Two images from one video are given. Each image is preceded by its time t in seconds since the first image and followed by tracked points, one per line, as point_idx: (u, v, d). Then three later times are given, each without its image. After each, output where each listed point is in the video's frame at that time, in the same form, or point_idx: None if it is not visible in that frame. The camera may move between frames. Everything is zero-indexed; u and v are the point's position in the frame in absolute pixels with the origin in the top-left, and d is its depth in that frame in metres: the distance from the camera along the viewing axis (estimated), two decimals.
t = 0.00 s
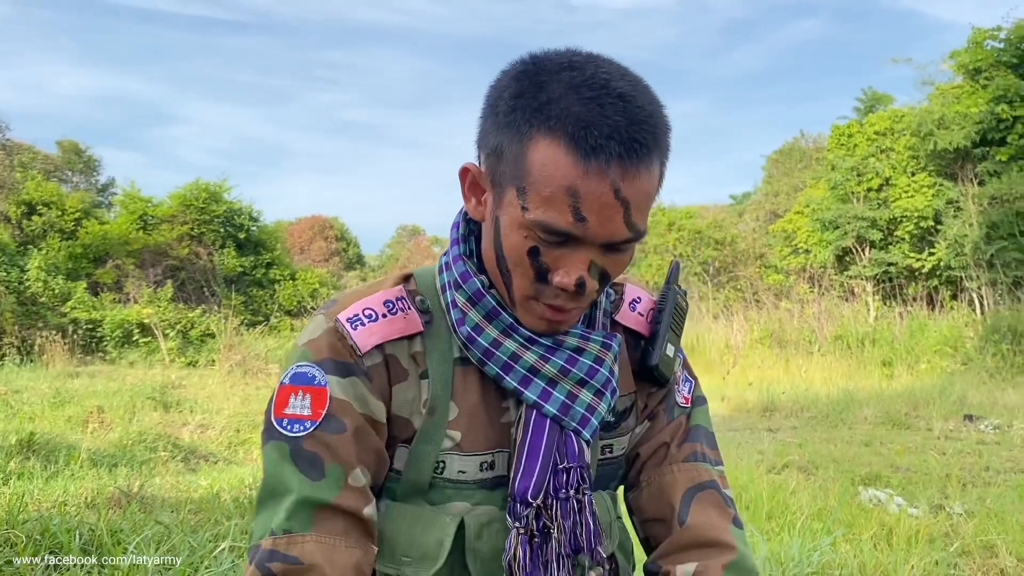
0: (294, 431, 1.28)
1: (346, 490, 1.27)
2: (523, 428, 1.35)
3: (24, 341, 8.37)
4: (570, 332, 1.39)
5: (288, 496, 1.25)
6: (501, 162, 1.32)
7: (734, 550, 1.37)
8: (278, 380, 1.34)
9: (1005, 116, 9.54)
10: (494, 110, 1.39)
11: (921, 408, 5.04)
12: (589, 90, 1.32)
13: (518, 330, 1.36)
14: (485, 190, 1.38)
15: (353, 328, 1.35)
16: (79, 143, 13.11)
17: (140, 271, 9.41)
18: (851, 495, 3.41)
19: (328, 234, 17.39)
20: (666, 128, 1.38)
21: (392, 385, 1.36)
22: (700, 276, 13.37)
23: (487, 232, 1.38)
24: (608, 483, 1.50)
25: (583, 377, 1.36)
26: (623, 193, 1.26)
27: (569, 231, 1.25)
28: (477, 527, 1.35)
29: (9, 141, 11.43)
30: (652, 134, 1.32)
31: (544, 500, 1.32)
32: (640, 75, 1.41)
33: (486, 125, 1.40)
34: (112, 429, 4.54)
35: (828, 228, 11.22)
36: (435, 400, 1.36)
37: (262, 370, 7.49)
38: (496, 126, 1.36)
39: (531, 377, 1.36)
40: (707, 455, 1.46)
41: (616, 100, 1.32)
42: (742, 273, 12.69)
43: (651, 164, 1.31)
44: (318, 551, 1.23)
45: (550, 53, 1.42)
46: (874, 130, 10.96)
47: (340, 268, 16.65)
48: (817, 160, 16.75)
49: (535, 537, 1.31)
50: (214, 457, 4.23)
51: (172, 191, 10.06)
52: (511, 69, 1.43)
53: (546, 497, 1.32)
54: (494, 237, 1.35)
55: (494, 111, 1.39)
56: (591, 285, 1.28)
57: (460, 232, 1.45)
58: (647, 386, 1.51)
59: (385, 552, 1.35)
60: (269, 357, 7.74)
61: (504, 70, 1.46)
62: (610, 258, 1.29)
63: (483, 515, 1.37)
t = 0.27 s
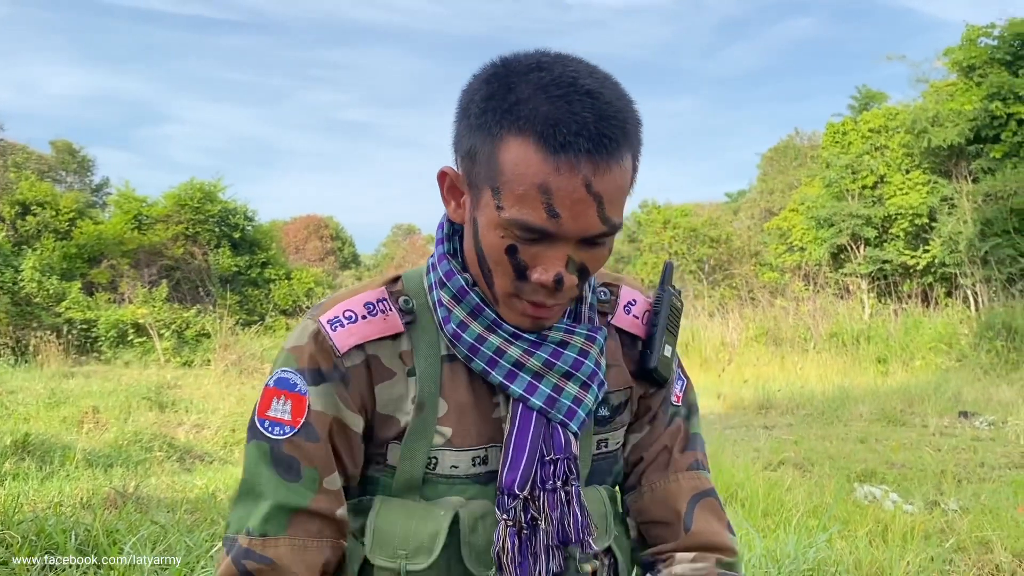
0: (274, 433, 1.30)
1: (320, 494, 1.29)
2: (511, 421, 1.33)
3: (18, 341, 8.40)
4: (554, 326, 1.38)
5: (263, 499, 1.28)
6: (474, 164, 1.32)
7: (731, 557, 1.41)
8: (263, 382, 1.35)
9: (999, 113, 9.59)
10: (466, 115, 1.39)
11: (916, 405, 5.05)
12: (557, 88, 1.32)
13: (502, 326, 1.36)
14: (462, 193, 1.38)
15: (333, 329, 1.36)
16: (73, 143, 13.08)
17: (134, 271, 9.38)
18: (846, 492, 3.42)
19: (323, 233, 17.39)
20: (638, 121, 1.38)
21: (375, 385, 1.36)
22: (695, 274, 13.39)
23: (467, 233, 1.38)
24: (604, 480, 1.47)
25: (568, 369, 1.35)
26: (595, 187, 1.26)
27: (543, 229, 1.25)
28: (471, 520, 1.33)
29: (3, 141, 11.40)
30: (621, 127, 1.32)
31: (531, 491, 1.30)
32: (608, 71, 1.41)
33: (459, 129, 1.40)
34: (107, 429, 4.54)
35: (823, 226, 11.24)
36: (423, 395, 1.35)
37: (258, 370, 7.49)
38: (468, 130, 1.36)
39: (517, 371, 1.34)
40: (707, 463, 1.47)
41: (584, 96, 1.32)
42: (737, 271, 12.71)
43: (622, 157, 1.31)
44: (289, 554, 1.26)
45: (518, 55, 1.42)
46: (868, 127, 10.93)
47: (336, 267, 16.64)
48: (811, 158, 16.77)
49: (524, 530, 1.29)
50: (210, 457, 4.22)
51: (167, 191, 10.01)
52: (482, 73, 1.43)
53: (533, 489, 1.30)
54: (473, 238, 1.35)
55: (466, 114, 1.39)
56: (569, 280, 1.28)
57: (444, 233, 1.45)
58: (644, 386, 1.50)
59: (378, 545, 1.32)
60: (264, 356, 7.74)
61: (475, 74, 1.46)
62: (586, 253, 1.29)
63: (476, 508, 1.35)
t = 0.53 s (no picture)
0: (280, 421, 1.30)
1: (326, 483, 1.30)
2: (503, 425, 1.33)
3: (13, 342, 8.46)
4: (553, 331, 1.38)
5: (271, 490, 1.27)
6: (480, 163, 1.32)
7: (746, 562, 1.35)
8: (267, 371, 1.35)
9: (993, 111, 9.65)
10: (472, 115, 1.39)
11: (911, 402, 5.06)
12: (563, 87, 1.32)
13: (502, 327, 1.36)
14: (467, 193, 1.37)
15: (336, 320, 1.37)
16: (67, 144, 13.05)
17: (130, 271, 9.35)
18: (842, 489, 3.42)
19: (319, 233, 17.38)
20: (644, 121, 1.38)
21: (374, 380, 1.36)
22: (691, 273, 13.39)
23: (471, 233, 1.38)
24: (599, 489, 1.49)
25: (565, 376, 1.35)
26: (601, 184, 1.26)
27: (550, 225, 1.25)
28: (461, 523, 1.33)
29: None
30: (627, 125, 1.32)
31: (518, 496, 1.29)
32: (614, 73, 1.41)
33: (465, 130, 1.40)
34: (103, 430, 4.53)
35: (818, 225, 11.26)
36: (419, 393, 1.35)
37: (254, 369, 7.48)
38: (474, 130, 1.36)
39: (513, 374, 1.34)
40: (718, 467, 1.43)
41: (590, 95, 1.33)
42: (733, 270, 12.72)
43: (628, 155, 1.31)
44: (297, 545, 1.26)
45: (524, 57, 1.43)
46: (863, 125, 10.97)
47: (332, 266, 16.61)
48: (807, 156, 16.79)
49: (510, 532, 1.28)
50: (206, 457, 4.22)
51: (162, 191, 9.96)
52: (488, 75, 1.44)
53: (520, 494, 1.29)
54: (478, 237, 1.35)
55: (471, 115, 1.39)
56: (575, 278, 1.28)
57: (449, 230, 1.45)
58: (646, 396, 1.49)
59: (367, 543, 1.31)
60: (260, 356, 7.73)
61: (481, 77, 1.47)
62: (592, 250, 1.28)
63: (468, 510, 1.34)
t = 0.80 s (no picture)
0: (273, 435, 1.31)
1: (318, 498, 1.31)
2: (502, 444, 1.33)
3: (10, 343, 8.51)
4: (557, 350, 1.38)
5: (261, 505, 1.29)
6: (498, 181, 1.30)
7: None
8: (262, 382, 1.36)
9: (989, 110, 9.69)
10: (492, 126, 1.36)
11: (908, 401, 5.07)
12: (591, 107, 1.30)
13: (503, 344, 1.36)
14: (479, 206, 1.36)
15: (328, 334, 1.37)
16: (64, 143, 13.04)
17: (127, 271, 9.35)
18: (839, 489, 3.43)
19: (315, 233, 17.37)
20: (669, 144, 1.36)
21: (366, 394, 1.36)
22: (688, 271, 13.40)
23: (480, 247, 1.37)
24: (603, 502, 1.51)
25: (566, 398, 1.35)
26: (625, 214, 1.25)
27: (569, 253, 1.24)
28: (460, 541, 1.34)
29: None
30: (654, 151, 1.31)
31: (515, 521, 1.29)
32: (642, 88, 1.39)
33: (483, 139, 1.38)
34: (100, 430, 4.53)
35: (815, 223, 11.22)
36: (416, 409, 1.35)
37: (251, 370, 7.48)
38: (494, 143, 1.33)
39: (513, 394, 1.35)
40: (728, 484, 1.42)
41: (619, 117, 1.30)
42: (730, 269, 12.73)
43: (653, 183, 1.30)
44: (287, 560, 1.28)
45: (549, 65, 1.40)
46: (860, 124, 11.00)
47: (329, 266, 16.60)
48: (803, 155, 16.81)
49: (505, 558, 1.28)
50: (203, 457, 4.22)
51: (159, 191, 9.89)
52: (510, 81, 1.40)
53: (517, 519, 1.29)
54: (489, 254, 1.34)
55: (492, 125, 1.36)
56: (590, 306, 1.28)
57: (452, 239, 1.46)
58: (653, 410, 1.49)
59: (363, 560, 1.33)
60: (258, 356, 7.73)
61: (502, 81, 1.43)
62: (608, 277, 1.28)
63: (467, 529, 1.35)
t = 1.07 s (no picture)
0: (268, 431, 1.32)
1: (317, 494, 1.32)
2: (492, 445, 1.34)
3: (7, 343, 8.52)
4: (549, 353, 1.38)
5: (259, 503, 1.29)
6: (493, 188, 1.29)
7: None
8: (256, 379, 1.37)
9: (987, 110, 9.69)
10: (487, 131, 1.35)
11: (906, 400, 5.08)
12: (588, 114, 1.29)
13: (493, 345, 1.36)
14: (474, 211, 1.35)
15: (319, 330, 1.37)
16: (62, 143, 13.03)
17: (125, 271, 9.35)
18: (837, 488, 3.43)
19: (314, 233, 17.37)
20: (666, 149, 1.35)
21: (359, 391, 1.36)
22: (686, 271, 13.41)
23: (475, 253, 1.36)
24: (600, 503, 1.50)
25: (556, 399, 1.35)
26: (622, 223, 1.25)
27: (564, 263, 1.24)
28: (452, 542, 1.33)
29: None
30: (651, 159, 1.30)
31: (502, 523, 1.30)
32: (639, 93, 1.37)
33: (477, 144, 1.36)
34: (98, 431, 4.53)
35: (813, 223, 11.22)
36: (408, 408, 1.35)
37: (249, 370, 7.47)
38: (489, 149, 1.32)
39: (502, 396, 1.35)
40: (726, 490, 1.41)
41: (616, 124, 1.29)
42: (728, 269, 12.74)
43: (649, 191, 1.29)
44: (288, 557, 1.28)
45: (545, 69, 1.38)
46: (858, 124, 11.01)
47: (327, 265, 16.58)
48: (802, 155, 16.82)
49: (492, 560, 1.29)
50: (202, 457, 4.22)
51: (157, 191, 9.86)
52: (506, 85, 1.39)
53: (504, 521, 1.30)
54: (484, 260, 1.33)
55: (487, 129, 1.35)
56: (584, 314, 1.27)
57: (446, 238, 1.45)
58: (649, 413, 1.49)
59: (355, 560, 1.32)
60: (255, 356, 7.73)
61: (497, 82, 1.42)
62: (604, 286, 1.28)
63: (459, 529, 1.35)
